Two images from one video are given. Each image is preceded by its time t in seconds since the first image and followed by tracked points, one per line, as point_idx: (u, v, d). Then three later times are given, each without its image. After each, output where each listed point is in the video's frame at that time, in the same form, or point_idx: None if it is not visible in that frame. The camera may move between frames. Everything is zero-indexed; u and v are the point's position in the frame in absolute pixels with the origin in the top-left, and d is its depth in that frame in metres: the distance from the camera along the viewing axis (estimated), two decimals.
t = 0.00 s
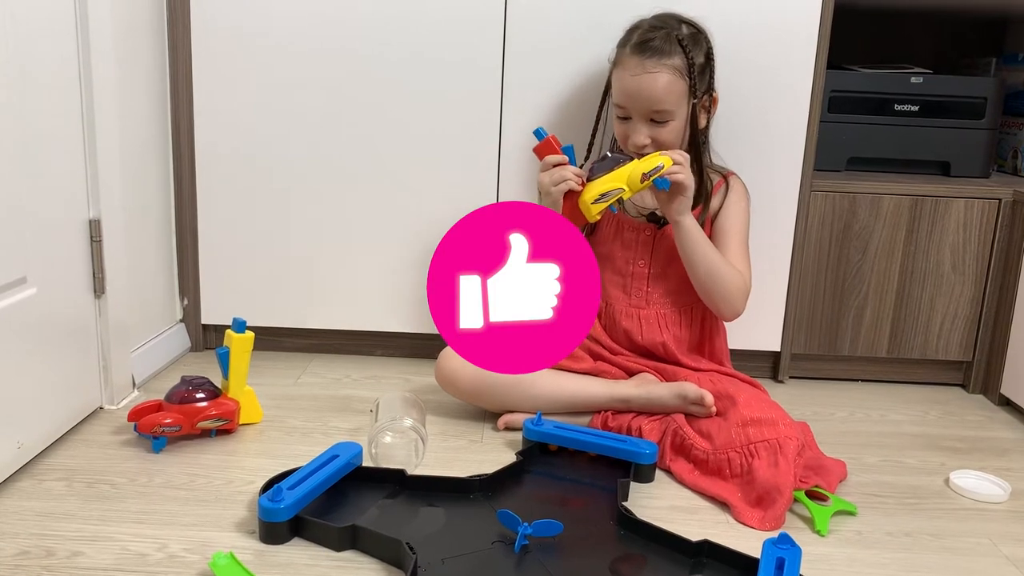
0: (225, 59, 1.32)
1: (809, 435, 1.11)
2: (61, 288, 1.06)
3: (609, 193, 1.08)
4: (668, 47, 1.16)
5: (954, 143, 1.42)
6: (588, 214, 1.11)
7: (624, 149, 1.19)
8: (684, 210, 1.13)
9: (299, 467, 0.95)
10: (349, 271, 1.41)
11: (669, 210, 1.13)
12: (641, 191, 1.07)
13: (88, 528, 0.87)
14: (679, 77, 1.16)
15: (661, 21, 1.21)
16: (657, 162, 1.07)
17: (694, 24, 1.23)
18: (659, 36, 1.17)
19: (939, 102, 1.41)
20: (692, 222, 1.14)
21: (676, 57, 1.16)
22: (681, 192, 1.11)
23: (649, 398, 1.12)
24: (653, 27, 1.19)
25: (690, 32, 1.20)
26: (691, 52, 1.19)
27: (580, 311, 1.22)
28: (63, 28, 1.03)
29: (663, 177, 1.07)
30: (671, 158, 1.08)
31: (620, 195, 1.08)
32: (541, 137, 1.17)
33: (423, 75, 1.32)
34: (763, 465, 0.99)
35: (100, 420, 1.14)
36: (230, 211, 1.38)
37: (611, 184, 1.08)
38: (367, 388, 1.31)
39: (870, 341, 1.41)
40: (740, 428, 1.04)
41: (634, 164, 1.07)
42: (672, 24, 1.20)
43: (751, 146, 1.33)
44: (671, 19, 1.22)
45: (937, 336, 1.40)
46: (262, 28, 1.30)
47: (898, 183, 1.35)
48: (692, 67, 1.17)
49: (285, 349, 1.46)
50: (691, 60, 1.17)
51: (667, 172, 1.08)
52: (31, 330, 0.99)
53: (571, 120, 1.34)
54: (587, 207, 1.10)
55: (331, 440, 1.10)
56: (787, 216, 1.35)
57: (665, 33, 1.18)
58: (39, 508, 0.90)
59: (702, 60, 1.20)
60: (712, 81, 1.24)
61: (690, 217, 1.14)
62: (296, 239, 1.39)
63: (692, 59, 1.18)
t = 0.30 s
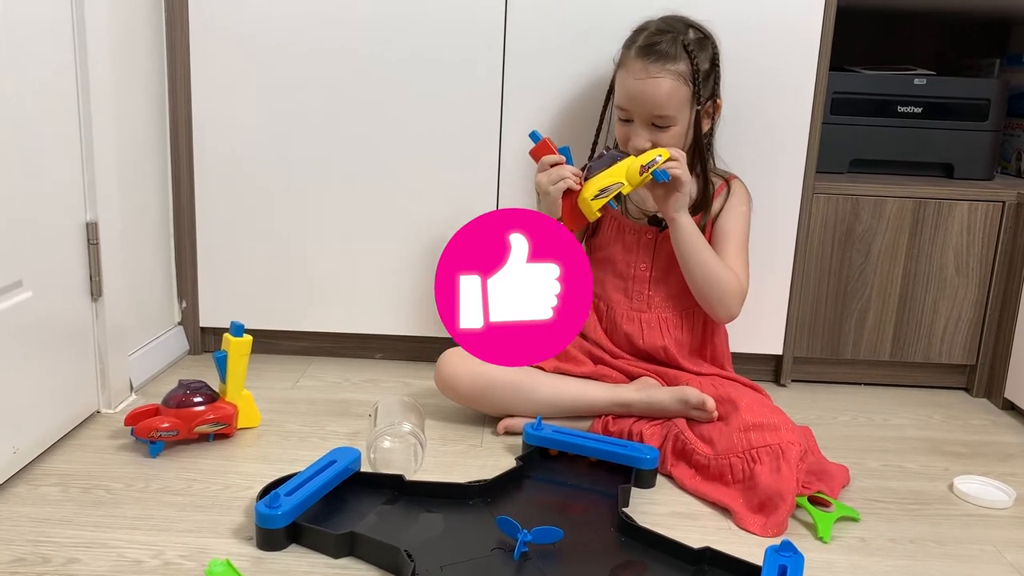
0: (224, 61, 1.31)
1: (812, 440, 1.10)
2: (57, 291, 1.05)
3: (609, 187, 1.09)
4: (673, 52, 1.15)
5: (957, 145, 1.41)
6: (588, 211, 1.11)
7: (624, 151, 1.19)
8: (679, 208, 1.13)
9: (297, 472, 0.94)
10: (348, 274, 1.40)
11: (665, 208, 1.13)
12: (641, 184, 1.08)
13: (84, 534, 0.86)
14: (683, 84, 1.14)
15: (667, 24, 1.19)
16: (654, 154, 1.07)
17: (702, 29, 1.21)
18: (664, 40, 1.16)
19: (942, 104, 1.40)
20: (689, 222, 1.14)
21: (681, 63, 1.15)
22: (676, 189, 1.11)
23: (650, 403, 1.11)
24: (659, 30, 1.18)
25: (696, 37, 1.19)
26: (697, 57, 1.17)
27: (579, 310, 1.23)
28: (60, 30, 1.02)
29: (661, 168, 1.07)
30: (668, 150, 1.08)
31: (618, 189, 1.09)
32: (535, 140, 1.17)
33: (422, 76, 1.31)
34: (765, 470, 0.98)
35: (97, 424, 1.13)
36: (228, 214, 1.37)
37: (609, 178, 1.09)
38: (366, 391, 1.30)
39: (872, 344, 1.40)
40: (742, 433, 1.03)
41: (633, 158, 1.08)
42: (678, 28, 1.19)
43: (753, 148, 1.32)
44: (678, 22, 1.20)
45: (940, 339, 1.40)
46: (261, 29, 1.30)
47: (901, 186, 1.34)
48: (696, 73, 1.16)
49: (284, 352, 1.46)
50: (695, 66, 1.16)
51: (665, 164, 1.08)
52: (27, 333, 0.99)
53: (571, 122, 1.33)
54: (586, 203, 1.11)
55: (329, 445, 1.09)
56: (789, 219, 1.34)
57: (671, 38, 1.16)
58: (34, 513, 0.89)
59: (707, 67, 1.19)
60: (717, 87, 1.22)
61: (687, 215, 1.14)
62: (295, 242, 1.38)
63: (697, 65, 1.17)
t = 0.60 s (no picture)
0: (217, 61, 1.31)
1: (806, 440, 1.10)
2: (47, 290, 1.05)
3: (600, 190, 1.06)
4: (667, 49, 1.15)
5: (954, 144, 1.40)
6: (580, 214, 1.08)
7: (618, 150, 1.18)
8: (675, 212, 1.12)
9: (287, 472, 0.94)
10: (342, 273, 1.39)
11: (661, 212, 1.13)
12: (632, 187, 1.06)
13: (71, 534, 0.85)
14: (677, 82, 1.14)
15: (663, 23, 1.19)
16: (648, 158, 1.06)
17: (698, 28, 1.21)
18: (659, 38, 1.15)
19: (939, 102, 1.40)
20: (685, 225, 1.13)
21: (674, 60, 1.14)
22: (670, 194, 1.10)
23: (643, 403, 1.10)
24: (655, 28, 1.18)
25: (692, 36, 1.18)
26: (691, 56, 1.17)
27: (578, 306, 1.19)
28: (49, 28, 1.02)
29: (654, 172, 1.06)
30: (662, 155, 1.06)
31: (611, 192, 1.06)
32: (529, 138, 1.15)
33: (416, 75, 1.31)
34: (758, 470, 0.98)
35: (88, 423, 1.12)
36: (222, 212, 1.37)
37: (602, 180, 1.06)
38: (359, 391, 1.29)
39: (868, 344, 1.40)
40: (735, 433, 1.02)
41: (625, 161, 1.06)
42: (674, 27, 1.18)
43: (748, 147, 1.31)
44: (673, 21, 1.20)
45: (937, 339, 1.39)
46: (254, 28, 1.29)
47: (896, 185, 1.33)
48: (691, 72, 1.15)
49: (278, 351, 1.45)
50: (690, 65, 1.15)
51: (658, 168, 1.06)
52: (17, 333, 0.98)
53: (566, 121, 1.32)
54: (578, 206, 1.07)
55: (321, 445, 1.09)
56: (784, 218, 1.33)
57: (665, 35, 1.16)
58: (22, 514, 0.89)
59: (703, 66, 1.18)
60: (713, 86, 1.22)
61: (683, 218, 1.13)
62: (289, 241, 1.38)
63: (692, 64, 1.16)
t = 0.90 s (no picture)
0: (212, 59, 1.30)
1: (801, 439, 1.09)
2: (40, 289, 1.04)
3: (576, 201, 1.05)
4: (662, 42, 1.14)
5: (950, 142, 1.40)
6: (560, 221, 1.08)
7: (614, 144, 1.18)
8: (690, 184, 1.11)
9: (280, 471, 0.93)
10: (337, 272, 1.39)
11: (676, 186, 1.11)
12: (602, 209, 1.03)
13: (63, 533, 0.85)
14: (672, 74, 1.14)
15: (657, 17, 1.19)
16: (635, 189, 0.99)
17: (692, 22, 1.21)
18: (654, 31, 1.16)
19: (934, 101, 1.40)
20: (701, 194, 1.12)
21: (670, 52, 1.14)
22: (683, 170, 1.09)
23: (638, 401, 1.10)
24: (650, 22, 1.18)
25: (687, 30, 1.18)
26: (686, 50, 1.17)
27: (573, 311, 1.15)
28: (41, 26, 1.02)
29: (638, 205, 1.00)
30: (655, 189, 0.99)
31: (583, 208, 1.04)
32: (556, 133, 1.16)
33: (411, 73, 1.31)
34: (752, 468, 0.98)
35: (81, 422, 1.12)
36: (216, 211, 1.36)
37: (581, 194, 1.04)
38: (354, 390, 1.29)
39: (864, 343, 1.40)
40: (729, 432, 1.02)
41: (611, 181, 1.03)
42: (669, 20, 1.18)
43: (743, 145, 1.31)
44: (668, 15, 1.20)
45: (932, 337, 1.39)
46: (249, 27, 1.29)
47: (892, 183, 1.33)
48: (686, 65, 1.15)
49: (272, 351, 1.45)
50: (685, 57, 1.15)
51: (644, 201, 1.00)
52: (9, 331, 0.98)
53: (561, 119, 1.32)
54: (559, 211, 1.08)
55: (315, 444, 1.09)
56: (780, 216, 1.33)
57: (660, 28, 1.16)
58: (14, 512, 0.89)
59: (698, 59, 1.19)
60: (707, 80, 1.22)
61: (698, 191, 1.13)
62: (284, 240, 1.38)
63: (687, 57, 1.16)
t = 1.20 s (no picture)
0: (211, 60, 1.30)
1: (802, 439, 1.09)
2: (40, 290, 1.04)
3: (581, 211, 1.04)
4: (658, 34, 1.15)
5: (950, 142, 1.40)
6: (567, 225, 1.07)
7: (615, 139, 1.17)
8: (676, 199, 1.10)
9: (281, 472, 0.93)
10: (336, 272, 1.39)
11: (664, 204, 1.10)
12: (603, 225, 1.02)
13: (63, 534, 0.85)
14: (670, 63, 1.14)
15: (650, 14, 1.21)
16: (644, 209, 1.00)
17: (684, 18, 1.23)
18: (647, 23, 1.17)
19: (934, 101, 1.40)
20: (691, 204, 1.11)
21: (667, 42, 1.15)
22: (660, 189, 1.09)
23: (638, 402, 1.10)
24: (642, 18, 1.19)
25: (680, 24, 1.20)
26: (682, 42, 1.17)
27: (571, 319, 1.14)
28: (40, 26, 1.01)
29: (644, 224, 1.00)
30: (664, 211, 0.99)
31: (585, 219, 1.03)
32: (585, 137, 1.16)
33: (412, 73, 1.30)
34: (754, 469, 0.98)
35: (81, 423, 1.12)
36: (216, 211, 1.36)
37: (587, 203, 1.03)
38: (354, 391, 1.29)
39: (864, 344, 1.40)
40: (731, 432, 1.02)
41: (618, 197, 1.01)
42: (661, 16, 1.20)
43: (743, 146, 1.31)
44: (662, 13, 1.21)
45: (932, 337, 1.39)
46: (249, 27, 1.29)
47: (892, 183, 1.33)
48: (683, 57, 1.16)
49: (272, 352, 1.45)
50: (681, 48, 1.16)
51: (651, 222, 1.00)
52: (8, 332, 0.98)
53: (562, 119, 1.32)
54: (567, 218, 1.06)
55: (315, 444, 1.09)
56: (780, 217, 1.33)
57: (654, 21, 1.17)
58: (14, 513, 0.89)
59: (692, 52, 1.19)
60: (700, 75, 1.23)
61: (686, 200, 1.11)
62: (284, 241, 1.37)
63: (683, 48, 1.17)
